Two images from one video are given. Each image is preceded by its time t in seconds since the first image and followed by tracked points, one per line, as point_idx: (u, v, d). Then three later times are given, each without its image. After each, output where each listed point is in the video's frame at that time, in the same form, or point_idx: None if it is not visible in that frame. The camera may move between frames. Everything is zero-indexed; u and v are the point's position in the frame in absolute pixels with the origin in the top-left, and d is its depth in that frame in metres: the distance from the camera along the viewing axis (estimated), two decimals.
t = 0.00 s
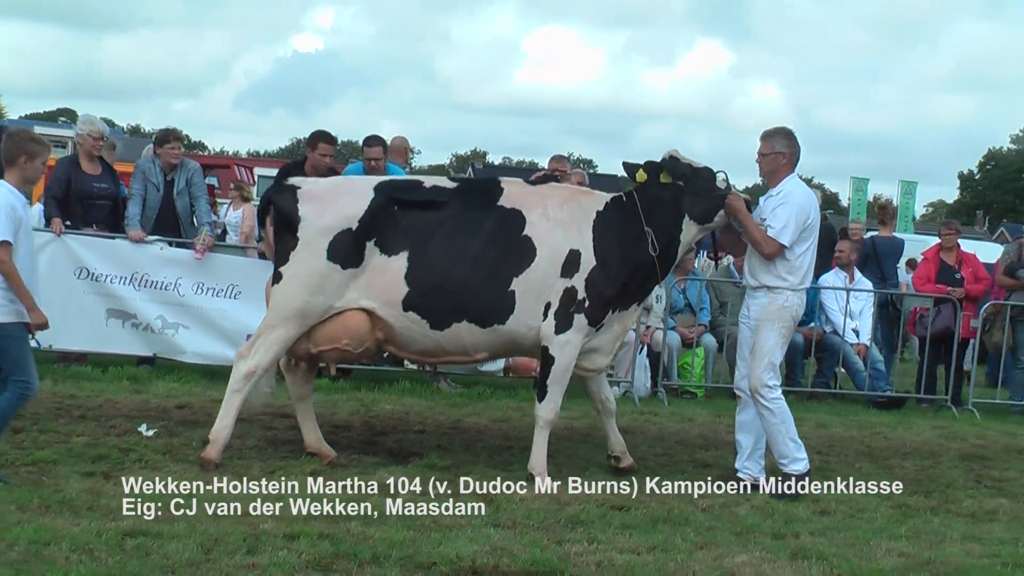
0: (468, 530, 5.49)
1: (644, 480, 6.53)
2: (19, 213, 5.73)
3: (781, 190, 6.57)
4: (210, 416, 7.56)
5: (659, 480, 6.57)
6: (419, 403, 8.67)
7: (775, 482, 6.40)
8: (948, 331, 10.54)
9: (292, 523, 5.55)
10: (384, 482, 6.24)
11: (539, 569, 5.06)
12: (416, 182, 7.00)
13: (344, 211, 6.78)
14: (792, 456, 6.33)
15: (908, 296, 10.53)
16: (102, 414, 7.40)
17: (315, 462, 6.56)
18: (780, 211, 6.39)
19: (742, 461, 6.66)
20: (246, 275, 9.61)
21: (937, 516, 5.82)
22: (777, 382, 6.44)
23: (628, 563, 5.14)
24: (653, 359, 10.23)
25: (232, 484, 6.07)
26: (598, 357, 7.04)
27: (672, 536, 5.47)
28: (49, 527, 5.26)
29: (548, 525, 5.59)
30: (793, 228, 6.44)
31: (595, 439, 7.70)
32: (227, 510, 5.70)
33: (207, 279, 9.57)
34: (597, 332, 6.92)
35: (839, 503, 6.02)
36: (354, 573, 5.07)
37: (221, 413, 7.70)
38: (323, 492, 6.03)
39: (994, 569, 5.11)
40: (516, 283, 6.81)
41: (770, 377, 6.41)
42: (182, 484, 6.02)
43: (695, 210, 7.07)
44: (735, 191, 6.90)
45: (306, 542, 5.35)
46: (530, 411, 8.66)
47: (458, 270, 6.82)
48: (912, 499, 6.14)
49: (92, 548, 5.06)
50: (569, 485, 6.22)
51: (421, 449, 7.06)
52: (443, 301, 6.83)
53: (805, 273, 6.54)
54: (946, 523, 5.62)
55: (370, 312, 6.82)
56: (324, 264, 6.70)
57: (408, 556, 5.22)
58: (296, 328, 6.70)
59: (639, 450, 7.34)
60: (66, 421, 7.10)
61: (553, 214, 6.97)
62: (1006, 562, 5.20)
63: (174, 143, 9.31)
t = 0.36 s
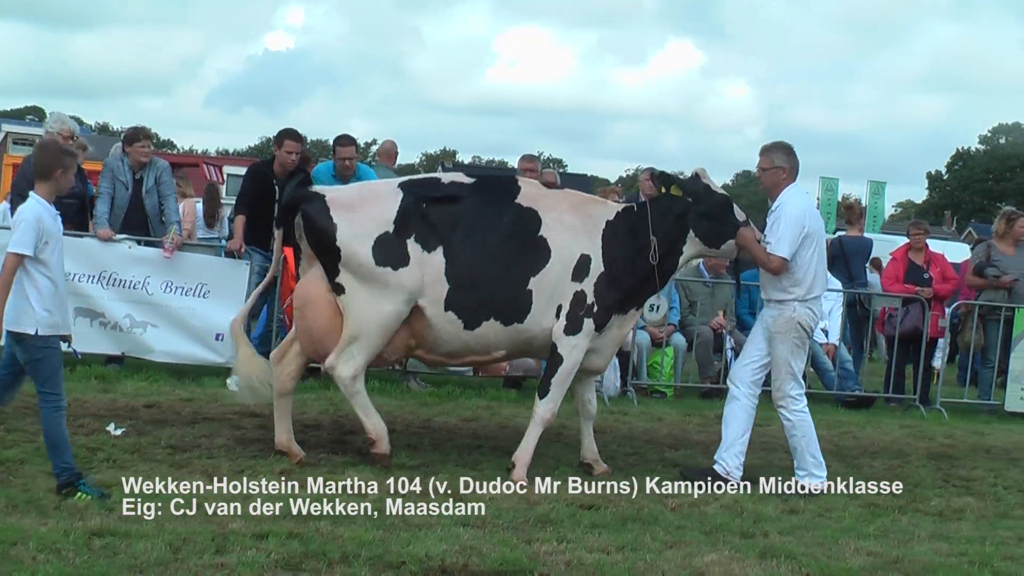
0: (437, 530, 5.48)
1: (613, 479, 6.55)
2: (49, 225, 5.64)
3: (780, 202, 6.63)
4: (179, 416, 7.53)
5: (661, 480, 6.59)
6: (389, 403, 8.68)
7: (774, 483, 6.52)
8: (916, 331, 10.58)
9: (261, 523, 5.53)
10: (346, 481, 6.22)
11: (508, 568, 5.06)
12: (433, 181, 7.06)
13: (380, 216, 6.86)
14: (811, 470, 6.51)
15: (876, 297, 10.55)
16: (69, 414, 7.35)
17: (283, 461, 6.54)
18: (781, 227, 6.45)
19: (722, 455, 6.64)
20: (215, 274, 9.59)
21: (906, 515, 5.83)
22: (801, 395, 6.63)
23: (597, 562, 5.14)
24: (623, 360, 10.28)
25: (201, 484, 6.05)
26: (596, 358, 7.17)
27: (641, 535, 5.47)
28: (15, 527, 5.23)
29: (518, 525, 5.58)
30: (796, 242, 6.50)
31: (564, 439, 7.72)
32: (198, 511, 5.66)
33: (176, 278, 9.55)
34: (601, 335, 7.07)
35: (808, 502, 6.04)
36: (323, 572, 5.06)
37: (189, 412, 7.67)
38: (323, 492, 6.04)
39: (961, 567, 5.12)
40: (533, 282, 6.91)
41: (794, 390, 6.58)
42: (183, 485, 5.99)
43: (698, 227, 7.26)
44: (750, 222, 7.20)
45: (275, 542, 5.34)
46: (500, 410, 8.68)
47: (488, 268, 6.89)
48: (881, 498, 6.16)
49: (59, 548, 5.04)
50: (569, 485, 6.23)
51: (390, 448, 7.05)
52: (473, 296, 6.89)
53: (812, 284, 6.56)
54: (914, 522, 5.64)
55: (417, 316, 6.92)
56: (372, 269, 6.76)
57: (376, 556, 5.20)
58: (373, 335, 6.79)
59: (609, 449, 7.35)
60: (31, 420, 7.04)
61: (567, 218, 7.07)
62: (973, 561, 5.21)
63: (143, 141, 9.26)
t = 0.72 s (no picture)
0: (403, 530, 5.47)
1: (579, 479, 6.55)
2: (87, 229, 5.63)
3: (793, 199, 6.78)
4: (145, 416, 7.51)
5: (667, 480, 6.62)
6: (355, 403, 8.72)
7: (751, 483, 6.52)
8: (880, 331, 10.53)
9: (226, 523, 5.51)
10: (312, 483, 6.19)
11: (474, 568, 5.06)
12: (463, 190, 7.27)
13: (408, 218, 7.06)
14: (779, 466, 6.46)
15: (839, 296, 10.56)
16: (32, 415, 7.30)
17: (248, 461, 6.52)
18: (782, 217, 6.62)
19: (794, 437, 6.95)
20: (180, 272, 9.41)
21: (870, 514, 5.86)
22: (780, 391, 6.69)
23: (562, 562, 5.14)
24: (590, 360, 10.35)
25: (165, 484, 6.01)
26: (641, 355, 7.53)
27: (606, 535, 5.48)
28: None
29: (483, 525, 5.58)
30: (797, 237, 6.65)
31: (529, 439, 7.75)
32: (162, 511, 5.63)
33: (139, 278, 9.36)
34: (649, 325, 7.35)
35: (772, 502, 6.07)
36: (288, 572, 5.05)
37: (153, 412, 7.65)
38: (322, 492, 6.06)
39: (925, 566, 5.15)
40: (567, 282, 7.16)
41: (772, 384, 6.64)
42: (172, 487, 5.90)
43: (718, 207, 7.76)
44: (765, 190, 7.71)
45: (239, 542, 5.32)
46: (467, 411, 8.72)
47: (521, 271, 7.12)
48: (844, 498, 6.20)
49: (22, 549, 5.01)
50: (569, 485, 6.26)
51: (355, 448, 7.06)
52: (505, 303, 7.10)
53: (810, 281, 6.69)
54: (877, 521, 5.67)
55: (443, 318, 7.13)
56: (399, 271, 6.97)
57: (342, 556, 5.19)
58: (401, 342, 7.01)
59: (575, 450, 7.38)
60: None
61: (591, 218, 7.40)
62: (935, 559, 5.24)
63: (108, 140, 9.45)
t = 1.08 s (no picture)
0: (367, 530, 5.46)
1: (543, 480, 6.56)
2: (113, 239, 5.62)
3: (806, 214, 6.89)
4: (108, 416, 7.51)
5: (663, 480, 6.68)
6: (317, 404, 8.76)
7: (709, 483, 6.55)
8: (842, 331, 10.70)
9: (189, 524, 5.49)
10: (275, 483, 6.18)
11: (437, 568, 5.04)
12: (476, 194, 7.54)
13: (414, 217, 7.38)
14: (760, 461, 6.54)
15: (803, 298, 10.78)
16: None
17: (212, 462, 6.51)
18: (803, 236, 6.72)
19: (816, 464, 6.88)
20: (143, 273, 9.30)
21: (832, 514, 5.90)
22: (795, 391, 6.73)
23: (526, 562, 5.14)
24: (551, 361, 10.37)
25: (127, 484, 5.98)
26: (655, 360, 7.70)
27: (570, 535, 5.48)
28: None
29: (447, 526, 5.57)
30: (816, 252, 6.76)
31: (491, 439, 7.81)
32: (124, 511, 5.61)
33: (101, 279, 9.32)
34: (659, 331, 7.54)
35: (735, 502, 6.10)
36: (251, 573, 5.03)
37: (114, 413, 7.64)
38: (322, 492, 6.09)
39: (887, 565, 5.16)
40: (578, 286, 7.36)
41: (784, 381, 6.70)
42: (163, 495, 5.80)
43: (731, 217, 7.91)
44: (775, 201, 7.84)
45: (202, 543, 5.30)
46: (429, 412, 8.79)
47: (530, 275, 7.34)
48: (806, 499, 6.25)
49: None
50: (570, 486, 6.32)
51: (319, 448, 7.06)
52: (513, 304, 7.33)
53: (837, 293, 6.82)
54: (840, 520, 5.70)
55: (449, 317, 7.38)
56: (401, 267, 7.30)
57: (305, 556, 5.18)
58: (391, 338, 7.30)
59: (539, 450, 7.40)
60: None
61: (608, 223, 7.57)
62: (897, 558, 5.26)
63: (69, 139, 9.79)
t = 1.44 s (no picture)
0: (325, 530, 5.45)
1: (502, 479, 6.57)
2: (127, 236, 5.61)
3: (800, 211, 7.01)
4: (64, 416, 7.48)
5: (663, 481, 6.74)
6: (276, 404, 8.79)
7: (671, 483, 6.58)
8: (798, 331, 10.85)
9: (146, 525, 5.45)
10: (234, 483, 6.16)
11: (396, 568, 5.03)
12: (459, 193, 7.59)
13: (396, 217, 7.45)
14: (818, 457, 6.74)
15: (764, 297, 10.81)
16: None
17: (169, 462, 6.48)
18: (801, 232, 6.84)
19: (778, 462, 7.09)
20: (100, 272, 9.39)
21: (790, 513, 5.96)
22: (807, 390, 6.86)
23: (485, 562, 5.13)
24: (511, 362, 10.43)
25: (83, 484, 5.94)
26: (633, 360, 7.70)
27: (530, 535, 5.49)
28: None
29: (406, 526, 5.56)
30: (814, 247, 6.87)
31: (449, 438, 7.86)
32: (80, 511, 5.56)
33: (59, 278, 9.38)
34: (634, 333, 7.57)
35: (694, 502, 6.14)
36: (209, 573, 5.00)
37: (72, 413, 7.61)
38: (325, 493, 6.12)
39: (845, 565, 5.18)
40: (556, 287, 7.39)
41: (800, 382, 6.85)
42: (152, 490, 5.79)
43: (720, 221, 7.85)
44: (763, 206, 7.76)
45: (159, 544, 5.27)
46: (388, 411, 8.85)
47: (507, 275, 7.39)
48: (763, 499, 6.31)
49: None
50: (569, 486, 6.38)
51: (277, 448, 7.05)
52: (491, 303, 7.40)
53: (832, 286, 6.98)
54: (798, 520, 5.74)
55: (429, 317, 7.45)
56: (381, 265, 7.36)
57: (264, 557, 5.14)
58: (369, 333, 7.35)
59: (498, 450, 7.42)
60: None
61: (589, 223, 7.58)
62: (855, 557, 5.28)
63: (25, 137, 9.28)
